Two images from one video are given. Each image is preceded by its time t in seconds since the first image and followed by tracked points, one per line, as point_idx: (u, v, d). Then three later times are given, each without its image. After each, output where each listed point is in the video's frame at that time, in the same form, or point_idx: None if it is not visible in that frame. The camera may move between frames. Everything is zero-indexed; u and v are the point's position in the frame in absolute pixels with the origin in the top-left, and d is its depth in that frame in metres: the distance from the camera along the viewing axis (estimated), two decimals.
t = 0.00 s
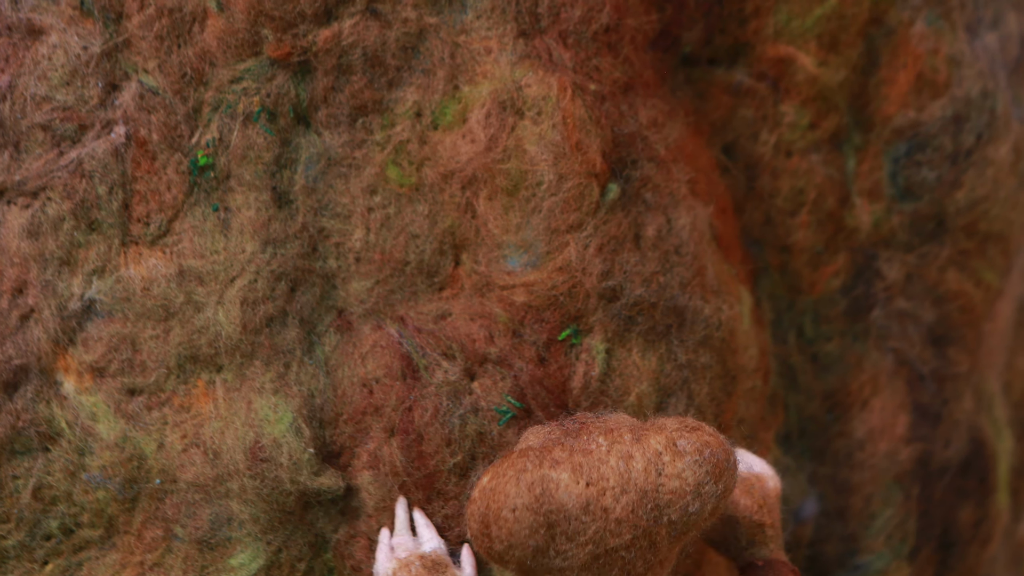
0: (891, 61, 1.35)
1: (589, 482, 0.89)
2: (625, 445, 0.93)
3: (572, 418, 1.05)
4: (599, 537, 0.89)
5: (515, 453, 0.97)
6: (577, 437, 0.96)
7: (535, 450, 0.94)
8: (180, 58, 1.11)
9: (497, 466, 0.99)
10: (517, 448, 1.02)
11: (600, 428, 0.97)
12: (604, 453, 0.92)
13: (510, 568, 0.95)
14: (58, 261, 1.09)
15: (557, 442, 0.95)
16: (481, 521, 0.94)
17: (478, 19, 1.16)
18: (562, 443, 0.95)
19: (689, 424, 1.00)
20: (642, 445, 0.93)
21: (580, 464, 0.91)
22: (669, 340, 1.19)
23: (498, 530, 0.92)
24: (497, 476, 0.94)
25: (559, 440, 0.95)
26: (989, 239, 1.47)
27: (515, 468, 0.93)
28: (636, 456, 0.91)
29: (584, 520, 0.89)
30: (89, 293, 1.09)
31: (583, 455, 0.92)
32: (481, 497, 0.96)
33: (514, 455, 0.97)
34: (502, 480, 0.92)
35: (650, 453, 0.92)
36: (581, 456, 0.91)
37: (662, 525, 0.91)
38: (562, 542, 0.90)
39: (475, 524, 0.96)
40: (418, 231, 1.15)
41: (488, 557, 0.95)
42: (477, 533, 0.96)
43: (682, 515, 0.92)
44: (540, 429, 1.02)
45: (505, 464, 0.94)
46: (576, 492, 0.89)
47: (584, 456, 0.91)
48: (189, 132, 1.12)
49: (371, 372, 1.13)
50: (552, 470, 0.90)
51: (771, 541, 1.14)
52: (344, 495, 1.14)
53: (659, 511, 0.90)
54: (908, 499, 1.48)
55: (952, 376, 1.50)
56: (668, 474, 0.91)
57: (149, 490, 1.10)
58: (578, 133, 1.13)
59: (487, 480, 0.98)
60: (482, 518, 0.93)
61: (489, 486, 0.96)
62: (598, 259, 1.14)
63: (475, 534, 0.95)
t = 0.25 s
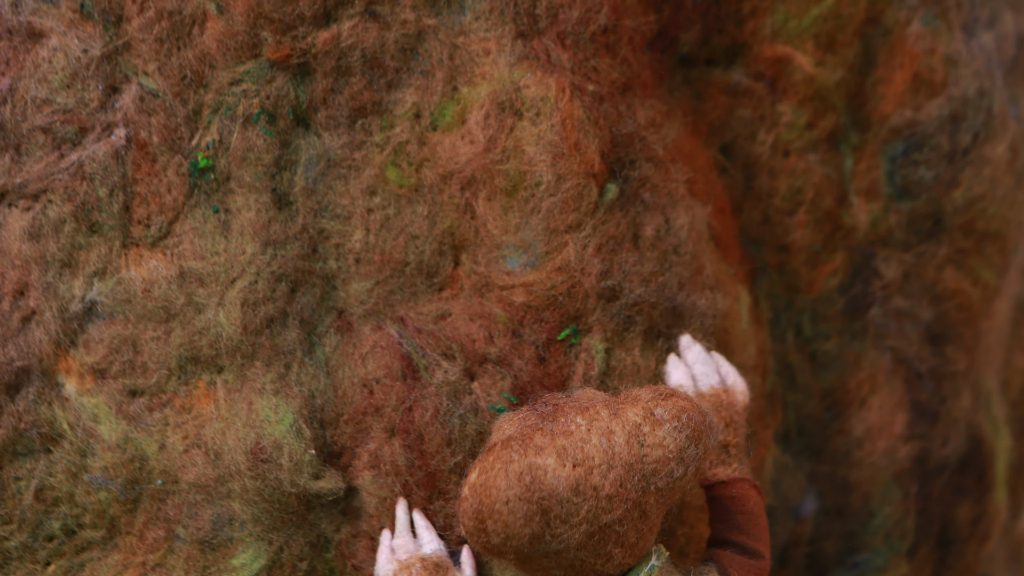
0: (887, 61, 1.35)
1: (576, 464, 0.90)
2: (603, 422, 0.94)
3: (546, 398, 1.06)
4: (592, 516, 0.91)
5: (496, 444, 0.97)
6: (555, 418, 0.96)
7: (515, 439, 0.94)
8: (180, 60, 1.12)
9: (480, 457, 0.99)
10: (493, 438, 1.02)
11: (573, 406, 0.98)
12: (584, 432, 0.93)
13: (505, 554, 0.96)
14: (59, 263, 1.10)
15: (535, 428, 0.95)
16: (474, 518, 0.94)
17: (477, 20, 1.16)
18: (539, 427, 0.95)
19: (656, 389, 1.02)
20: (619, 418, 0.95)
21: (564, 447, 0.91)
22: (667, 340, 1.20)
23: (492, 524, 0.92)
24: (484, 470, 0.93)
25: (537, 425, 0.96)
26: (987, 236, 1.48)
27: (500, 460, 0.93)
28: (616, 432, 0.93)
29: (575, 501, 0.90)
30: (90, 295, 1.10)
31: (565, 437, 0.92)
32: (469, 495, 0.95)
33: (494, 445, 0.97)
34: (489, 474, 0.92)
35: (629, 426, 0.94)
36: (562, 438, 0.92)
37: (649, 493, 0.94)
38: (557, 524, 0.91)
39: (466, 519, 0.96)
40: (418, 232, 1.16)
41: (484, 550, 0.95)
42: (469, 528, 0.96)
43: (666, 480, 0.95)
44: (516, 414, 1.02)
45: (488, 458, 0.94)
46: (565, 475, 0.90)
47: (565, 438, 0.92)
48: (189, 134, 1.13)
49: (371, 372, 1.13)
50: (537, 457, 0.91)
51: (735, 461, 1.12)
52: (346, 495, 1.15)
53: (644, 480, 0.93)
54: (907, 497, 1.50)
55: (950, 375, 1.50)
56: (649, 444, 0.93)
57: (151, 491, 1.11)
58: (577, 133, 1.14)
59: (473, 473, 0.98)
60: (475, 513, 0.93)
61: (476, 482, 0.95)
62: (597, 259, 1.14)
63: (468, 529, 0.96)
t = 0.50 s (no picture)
0: (883, 61, 1.36)
1: (579, 437, 0.87)
2: (604, 395, 0.91)
3: (545, 375, 1.03)
4: (596, 489, 0.88)
5: (496, 422, 0.93)
6: (554, 393, 0.93)
7: (516, 416, 0.90)
8: (179, 64, 1.13)
9: (482, 438, 0.95)
10: (492, 418, 0.98)
11: (571, 382, 0.95)
12: (585, 406, 0.89)
13: (510, 533, 0.92)
14: (61, 266, 1.10)
15: (535, 404, 0.91)
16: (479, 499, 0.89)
17: (475, 23, 1.17)
18: (539, 403, 0.92)
19: (653, 361, 0.99)
20: (618, 391, 0.92)
21: (566, 421, 0.88)
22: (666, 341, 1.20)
23: (497, 502, 0.88)
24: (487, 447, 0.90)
25: (536, 401, 0.92)
26: (982, 235, 1.49)
27: (503, 438, 0.89)
28: (617, 405, 0.90)
29: (580, 475, 0.87)
30: (92, 298, 1.11)
31: (566, 412, 0.89)
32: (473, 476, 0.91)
33: (495, 424, 0.93)
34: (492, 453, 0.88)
35: (629, 397, 0.91)
36: (563, 413, 0.89)
37: (652, 463, 0.91)
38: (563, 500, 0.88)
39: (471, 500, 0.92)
40: (417, 233, 1.17)
41: (490, 528, 0.92)
42: (473, 507, 0.92)
43: (668, 450, 0.93)
44: (515, 394, 0.99)
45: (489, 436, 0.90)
46: (569, 449, 0.86)
47: (566, 411, 0.89)
48: (189, 137, 1.13)
49: (372, 373, 1.14)
50: (539, 432, 0.87)
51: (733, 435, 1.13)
52: (346, 496, 1.16)
53: (648, 451, 0.90)
54: (905, 494, 1.51)
55: (946, 372, 1.53)
56: (650, 414, 0.91)
57: (153, 492, 1.12)
58: (575, 133, 1.14)
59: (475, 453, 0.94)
60: (479, 492, 0.89)
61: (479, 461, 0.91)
62: (595, 259, 1.15)
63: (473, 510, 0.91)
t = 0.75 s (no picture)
0: (874, 63, 1.37)
1: (597, 420, 0.88)
2: (621, 380, 0.92)
3: (549, 362, 1.03)
4: (611, 473, 0.89)
5: (510, 403, 0.93)
6: (569, 378, 0.94)
7: (534, 396, 0.91)
8: (175, 71, 1.13)
9: (494, 419, 0.95)
10: (501, 403, 0.98)
11: (584, 369, 0.96)
12: (603, 390, 0.90)
13: (519, 514, 0.92)
14: (60, 273, 1.11)
15: (552, 387, 0.92)
16: (494, 477, 0.89)
17: (469, 28, 1.18)
18: (556, 385, 0.92)
19: (664, 352, 1.00)
20: (633, 377, 0.93)
21: (585, 403, 0.89)
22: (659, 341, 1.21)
23: (513, 480, 0.88)
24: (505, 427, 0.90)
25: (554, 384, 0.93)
26: (974, 234, 1.49)
27: (521, 415, 0.89)
28: (633, 390, 0.91)
29: (597, 457, 0.88)
30: (91, 304, 1.11)
31: (583, 394, 0.90)
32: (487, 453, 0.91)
33: (509, 404, 0.93)
34: (510, 430, 0.88)
35: (645, 384, 0.92)
36: (582, 396, 0.89)
37: (665, 450, 0.92)
38: (578, 481, 0.88)
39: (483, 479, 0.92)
40: (413, 237, 1.17)
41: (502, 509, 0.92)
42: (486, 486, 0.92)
43: (680, 439, 0.94)
44: (524, 378, 0.99)
45: (507, 414, 0.90)
46: (588, 430, 0.87)
47: (584, 395, 0.90)
48: (186, 144, 1.14)
49: (369, 376, 1.16)
50: (560, 412, 0.88)
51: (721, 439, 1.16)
52: (345, 499, 1.16)
53: (662, 437, 0.91)
54: (899, 492, 1.53)
55: (939, 371, 1.53)
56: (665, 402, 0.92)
57: (153, 496, 1.12)
58: (568, 137, 1.15)
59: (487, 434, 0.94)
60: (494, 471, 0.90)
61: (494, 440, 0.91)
62: (590, 262, 1.16)
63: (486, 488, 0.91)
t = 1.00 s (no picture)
0: (858, 65, 1.38)
1: (617, 365, 0.88)
2: (635, 325, 0.92)
3: (555, 310, 1.02)
4: (631, 418, 0.89)
5: (525, 352, 0.92)
6: (582, 324, 0.93)
7: (551, 344, 0.90)
8: (166, 81, 1.15)
9: (507, 370, 0.94)
10: (511, 352, 0.97)
11: (594, 315, 0.95)
12: (618, 335, 0.90)
13: (540, 465, 0.92)
14: (54, 281, 1.12)
15: (568, 334, 0.91)
16: (517, 428, 0.88)
17: (457, 35, 1.19)
18: (570, 332, 0.91)
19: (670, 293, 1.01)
20: (645, 321, 0.93)
21: (603, 350, 0.88)
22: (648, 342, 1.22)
23: (539, 431, 0.88)
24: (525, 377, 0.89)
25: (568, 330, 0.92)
26: (959, 235, 1.51)
27: (541, 364, 0.88)
28: (647, 335, 0.91)
29: (618, 404, 0.88)
30: (85, 312, 1.13)
31: (601, 340, 0.89)
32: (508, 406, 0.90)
33: (525, 353, 0.92)
34: (532, 381, 0.87)
35: (657, 328, 0.92)
36: (600, 342, 0.89)
37: (679, 392, 0.93)
38: (601, 429, 0.88)
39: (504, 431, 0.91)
40: (403, 242, 1.18)
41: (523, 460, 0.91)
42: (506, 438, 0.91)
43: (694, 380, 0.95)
44: (533, 327, 0.98)
45: (526, 364, 0.89)
46: (609, 377, 0.87)
47: (600, 341, 0.90)
48: (177, 153, 1.15)
49: (361, 381, 1.16)
50: (580, 360, 0.87)
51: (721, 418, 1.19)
52: (338, 502, 1.17)
53: (677, 379, 0.92)
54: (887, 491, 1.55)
55: (926, 370, 1.55)
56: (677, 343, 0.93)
57: (149, 502, 1.13)
58: (556, 142, 1.16)
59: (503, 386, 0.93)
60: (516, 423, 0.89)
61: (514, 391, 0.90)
62: (578, 265, 1.17)
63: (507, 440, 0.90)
